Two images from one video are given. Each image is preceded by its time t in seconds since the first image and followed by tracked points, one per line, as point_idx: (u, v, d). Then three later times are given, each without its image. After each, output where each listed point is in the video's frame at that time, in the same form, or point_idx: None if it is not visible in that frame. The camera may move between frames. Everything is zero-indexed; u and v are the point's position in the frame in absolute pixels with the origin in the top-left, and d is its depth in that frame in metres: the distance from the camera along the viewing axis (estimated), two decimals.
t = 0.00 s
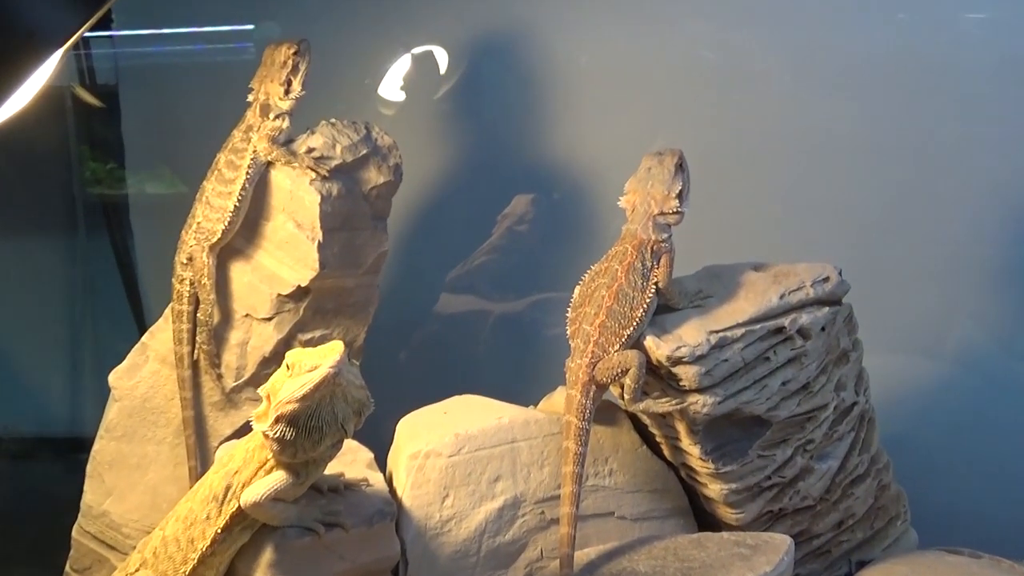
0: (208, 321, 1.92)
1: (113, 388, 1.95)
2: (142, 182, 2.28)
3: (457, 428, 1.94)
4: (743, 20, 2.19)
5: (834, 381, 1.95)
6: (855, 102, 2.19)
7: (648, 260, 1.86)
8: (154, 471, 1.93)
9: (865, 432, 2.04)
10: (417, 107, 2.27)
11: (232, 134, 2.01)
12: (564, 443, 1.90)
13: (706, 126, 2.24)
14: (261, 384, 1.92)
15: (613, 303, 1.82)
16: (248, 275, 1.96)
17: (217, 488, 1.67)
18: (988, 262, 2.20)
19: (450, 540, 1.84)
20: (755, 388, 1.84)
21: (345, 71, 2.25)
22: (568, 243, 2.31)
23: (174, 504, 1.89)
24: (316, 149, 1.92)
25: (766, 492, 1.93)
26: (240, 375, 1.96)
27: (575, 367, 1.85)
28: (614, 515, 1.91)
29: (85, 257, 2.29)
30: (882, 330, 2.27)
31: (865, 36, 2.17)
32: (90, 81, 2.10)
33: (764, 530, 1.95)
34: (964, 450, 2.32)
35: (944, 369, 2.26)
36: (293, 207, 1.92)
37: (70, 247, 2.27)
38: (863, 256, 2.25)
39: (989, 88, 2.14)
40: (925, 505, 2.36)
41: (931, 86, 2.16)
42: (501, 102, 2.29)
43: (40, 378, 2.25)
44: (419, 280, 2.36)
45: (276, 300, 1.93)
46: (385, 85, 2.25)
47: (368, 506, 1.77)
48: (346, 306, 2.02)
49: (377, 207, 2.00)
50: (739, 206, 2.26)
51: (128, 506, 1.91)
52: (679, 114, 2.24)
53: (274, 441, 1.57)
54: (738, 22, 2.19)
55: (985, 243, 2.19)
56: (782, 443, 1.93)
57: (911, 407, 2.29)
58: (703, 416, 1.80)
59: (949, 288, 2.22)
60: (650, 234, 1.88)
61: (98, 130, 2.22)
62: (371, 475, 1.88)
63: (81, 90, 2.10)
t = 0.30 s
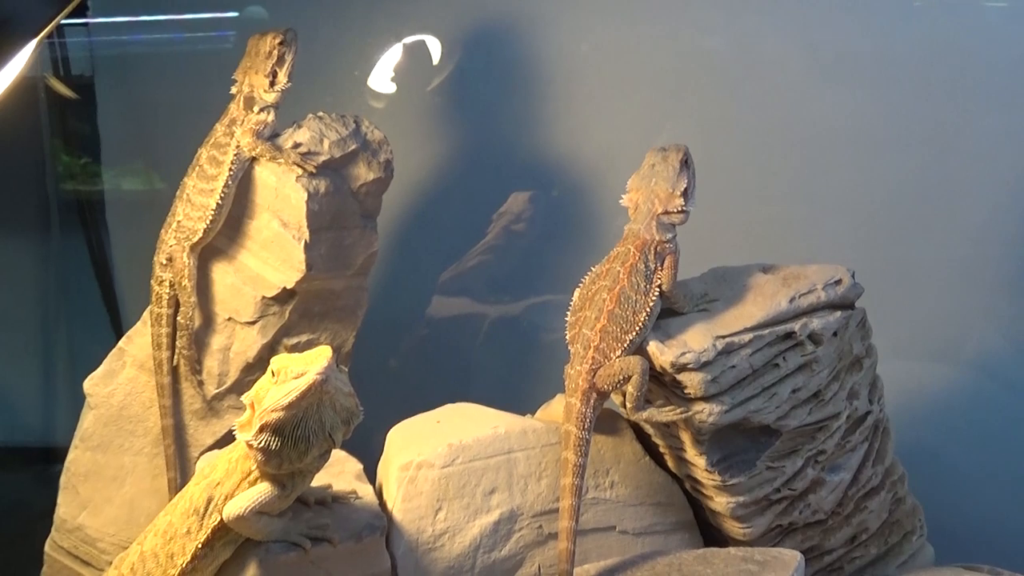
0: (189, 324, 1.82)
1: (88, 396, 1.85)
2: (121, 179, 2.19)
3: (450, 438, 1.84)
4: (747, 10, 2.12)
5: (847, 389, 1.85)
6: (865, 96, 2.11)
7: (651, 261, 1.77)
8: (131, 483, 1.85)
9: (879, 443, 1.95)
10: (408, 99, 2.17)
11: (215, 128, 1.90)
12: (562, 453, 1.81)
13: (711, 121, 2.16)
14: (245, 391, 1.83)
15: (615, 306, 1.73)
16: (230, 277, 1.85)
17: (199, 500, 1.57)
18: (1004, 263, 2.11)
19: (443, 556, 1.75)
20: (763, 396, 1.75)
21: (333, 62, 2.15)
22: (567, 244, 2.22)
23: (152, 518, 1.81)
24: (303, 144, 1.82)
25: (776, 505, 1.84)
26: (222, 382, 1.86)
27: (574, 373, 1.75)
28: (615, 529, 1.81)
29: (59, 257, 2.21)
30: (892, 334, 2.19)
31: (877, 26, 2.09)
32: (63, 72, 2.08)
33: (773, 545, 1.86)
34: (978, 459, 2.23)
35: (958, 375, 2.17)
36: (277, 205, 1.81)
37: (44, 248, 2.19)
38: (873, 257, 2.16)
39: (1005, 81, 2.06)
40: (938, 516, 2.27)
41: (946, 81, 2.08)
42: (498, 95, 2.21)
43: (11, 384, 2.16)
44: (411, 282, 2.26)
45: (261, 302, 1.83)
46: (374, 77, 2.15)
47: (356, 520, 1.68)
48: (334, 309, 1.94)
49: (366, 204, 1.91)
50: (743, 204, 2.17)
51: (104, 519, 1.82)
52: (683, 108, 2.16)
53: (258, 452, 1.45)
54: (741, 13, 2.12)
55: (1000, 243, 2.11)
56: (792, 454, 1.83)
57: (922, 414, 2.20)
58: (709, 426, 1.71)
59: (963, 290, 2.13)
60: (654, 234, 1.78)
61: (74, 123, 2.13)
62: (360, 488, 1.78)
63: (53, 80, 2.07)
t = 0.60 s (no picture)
0: (167, 329, 1.73)
1: (60, 404, 1.75)
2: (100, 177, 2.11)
3: (443, 449, 1.73)
4: None
5: (859, 397, 1.76)
6: (876, 89, 2.02)
7: (654, 263, 1.67)
8: (105, 496, 1.75)
9: (894, 454, 1.85)
10: (398, 92, 2.08)
11: (195, 122, 1.80)
12: (560, 466, 1.72)
13: (715, 115, 2.06)
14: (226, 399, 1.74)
15: (615, 310, 1.63)
16: (210, 279, 1.76)
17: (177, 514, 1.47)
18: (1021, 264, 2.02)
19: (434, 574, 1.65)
20: (771, 405, 1.65)
21: (320, 53, 2.06)
22: (565, 244, 2.13)
23: (127, 533, 1.72)
24: (286, 139, 1.72)
25: (784, 520, 1.75)
26: (202, 390, 1.77)
27: (572, 381, 1.66)
28: (615, 545, 1.72)
29: (29, 258, 2.10)
30: (904, 338, 2.10)
31: (888, 16, 2.00)
32: (34, 62, 1.98)
33: (782, 562, 1.77)
34: (993, 468, 2.14)
35: (972, 381, 2.08)
36: (260, 203, 1.72)
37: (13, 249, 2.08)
38: (884, 258, 2.08)
39: None
40: (951, 528, 2.18)
41: (961, 73, 1.99)
42: (492, 87, 2.11)
43: None
44: (402, 283, 2.17)
45: (242, 306, 1.74)
46: (363, 68, 2.06)
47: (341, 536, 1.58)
48: (320, 313, 1.84)
49: (354, 202, 1.81)
50: (748, 202, 2.09)
51: (76, 533, 1.74)
52: (686, 101, 2.07)
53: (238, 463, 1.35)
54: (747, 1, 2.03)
55: (1016, 244, 2.02)
56: (801, 466, 1.74)
57: (935, 422, 2.12)
58: (714, 437, 1.62)
59: (976, 294, 2.05)
60: (658, 235, 1.69)
61: (45, 116, 2.05)
62: (346, 501, 1.68)
63: (24, 72, 1.97)
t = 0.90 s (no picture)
0: (139, 333, 1.64)
1: (26, 413, 1.66)
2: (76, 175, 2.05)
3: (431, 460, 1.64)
4: None
5: (869, 406, 1.67)
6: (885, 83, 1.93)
7: (653, 264, 1.59)
8: (74, 510, 1.68)
9: (906, 466, 1.76)
10: (386, 85, 2.01)
11: (170, 115, 1.71)
12: (555, 478, 1.62)
13: (716, 110, 1.99)
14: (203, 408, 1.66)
15: (612, 314, 1.55)
16: (186, 280, 1.67)
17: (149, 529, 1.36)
18: None
19: None
20: (777, 414, 1.57)
21: (305, 46, 1.99)
22: (559, 245, 2.05)
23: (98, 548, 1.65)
24: (266, 133, 1.63)
25: (790, 535, 1.67)
26: (176, 399, 1.68)
27: (567, 388, 1.57)
28: (612, 562, 1.63)
29: None
30: (912, 342, 2.02)
31: (895, 6, 1.91)
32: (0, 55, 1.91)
33: None
34: (1003, 478, 2.06)
35: (981, 386, 2.00)
36: (239, 199, 1.62)
37: None
38: (891, 260, 2.00)
39: None
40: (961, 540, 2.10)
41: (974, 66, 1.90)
42: (483, 80, 2.03)
43: None
44: (390, 286, 2.09)
45: (219, 309, 1.65)
46: (348, 60, 1.98)
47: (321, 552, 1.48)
48: (301, 317, 1.76)
49: (337, 200, 1.73)
50: (750, 201, 2.01)
51: (41, 550, 1.67)
52: (685, 94, 1.99)
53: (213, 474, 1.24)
54: None
55: None
56: (808, 479, 1.65)
57: (943, 429, 2.04)
58: (716, 447, 1.53)
59: (985, 297, 1.98)
60: (656, 234, 1.60)
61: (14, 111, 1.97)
62: (328, 515, 1.59)
63: None
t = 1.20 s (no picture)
0: (112, 340, 1.55)
1: None
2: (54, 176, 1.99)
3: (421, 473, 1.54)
4: None
5: (883, 416, 1.58)
6: (896, 76, 1.84)
7: (656, 266, 1.50)
8: (42, 528, 1.60)
9: (921, 479, 1.67)
10: (373, 75, 1.93)
11: (144, 108, 1.61)
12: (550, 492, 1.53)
13: (718, 103, 1.90)
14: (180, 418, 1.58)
15: (612, 319, 1.46)
16: (162, 283, 1.58)
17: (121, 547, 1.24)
18: None
19: None
20: (786, 425, 1.48)
21: (291, 40, 1.92)
22: (555, 245, 1.96)
23: (66, 568, 1.57)
24: (246, 128, 1.54)
25: (800, 552, 1.58)
26: (150, 409, 1.61)
27: (564, 398, 1.48)
28: None
29: None
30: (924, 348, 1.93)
31: None
32: None
33: None
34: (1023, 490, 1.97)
35: (997, 393, 1.91)
36: (217, 198, 1.52)
37: None
38: (901, 261, 1.91)
39: None
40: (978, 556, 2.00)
41: (991, 56, 1.80)
42: (476, 73, 1.95)
43: None
44: (380, 288, 2.00)
45: (196, 314, 1.57)
46: (332, 48, 1.91)
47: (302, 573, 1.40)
48: (284, 323, 1.67)
49: (321, 198, 1.64)
50: (754, 200, 1.92)
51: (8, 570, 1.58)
52: (686, 88, 1.91)
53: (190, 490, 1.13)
54: None
55: None
56: (819, 493, 1.56)
57: (957, 438, 1.95)
58: (722, 460, 1.44)
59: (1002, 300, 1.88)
60: (658, 234, 1.51)
61: None
62: (310, 532, 1.50)
63: None
